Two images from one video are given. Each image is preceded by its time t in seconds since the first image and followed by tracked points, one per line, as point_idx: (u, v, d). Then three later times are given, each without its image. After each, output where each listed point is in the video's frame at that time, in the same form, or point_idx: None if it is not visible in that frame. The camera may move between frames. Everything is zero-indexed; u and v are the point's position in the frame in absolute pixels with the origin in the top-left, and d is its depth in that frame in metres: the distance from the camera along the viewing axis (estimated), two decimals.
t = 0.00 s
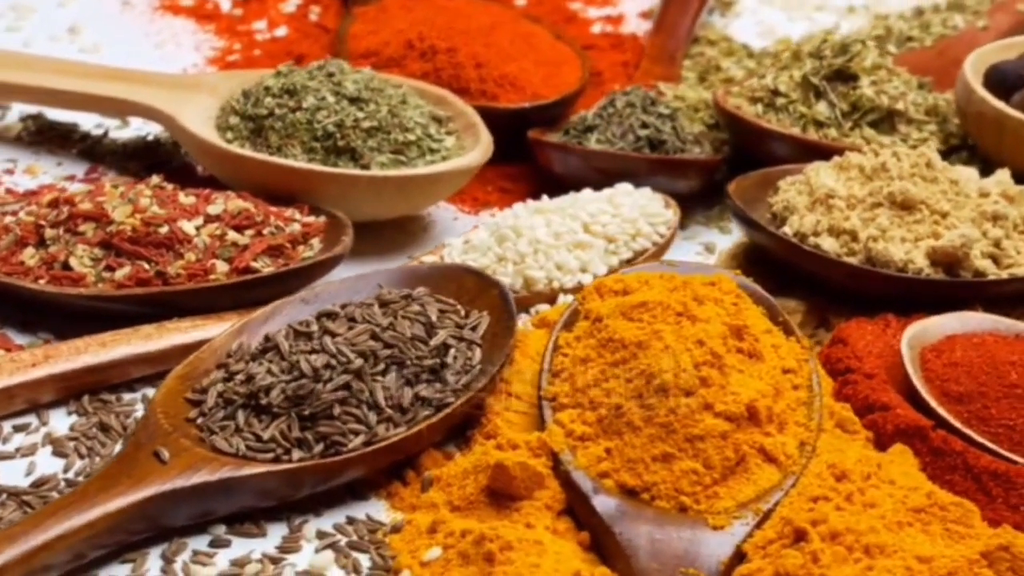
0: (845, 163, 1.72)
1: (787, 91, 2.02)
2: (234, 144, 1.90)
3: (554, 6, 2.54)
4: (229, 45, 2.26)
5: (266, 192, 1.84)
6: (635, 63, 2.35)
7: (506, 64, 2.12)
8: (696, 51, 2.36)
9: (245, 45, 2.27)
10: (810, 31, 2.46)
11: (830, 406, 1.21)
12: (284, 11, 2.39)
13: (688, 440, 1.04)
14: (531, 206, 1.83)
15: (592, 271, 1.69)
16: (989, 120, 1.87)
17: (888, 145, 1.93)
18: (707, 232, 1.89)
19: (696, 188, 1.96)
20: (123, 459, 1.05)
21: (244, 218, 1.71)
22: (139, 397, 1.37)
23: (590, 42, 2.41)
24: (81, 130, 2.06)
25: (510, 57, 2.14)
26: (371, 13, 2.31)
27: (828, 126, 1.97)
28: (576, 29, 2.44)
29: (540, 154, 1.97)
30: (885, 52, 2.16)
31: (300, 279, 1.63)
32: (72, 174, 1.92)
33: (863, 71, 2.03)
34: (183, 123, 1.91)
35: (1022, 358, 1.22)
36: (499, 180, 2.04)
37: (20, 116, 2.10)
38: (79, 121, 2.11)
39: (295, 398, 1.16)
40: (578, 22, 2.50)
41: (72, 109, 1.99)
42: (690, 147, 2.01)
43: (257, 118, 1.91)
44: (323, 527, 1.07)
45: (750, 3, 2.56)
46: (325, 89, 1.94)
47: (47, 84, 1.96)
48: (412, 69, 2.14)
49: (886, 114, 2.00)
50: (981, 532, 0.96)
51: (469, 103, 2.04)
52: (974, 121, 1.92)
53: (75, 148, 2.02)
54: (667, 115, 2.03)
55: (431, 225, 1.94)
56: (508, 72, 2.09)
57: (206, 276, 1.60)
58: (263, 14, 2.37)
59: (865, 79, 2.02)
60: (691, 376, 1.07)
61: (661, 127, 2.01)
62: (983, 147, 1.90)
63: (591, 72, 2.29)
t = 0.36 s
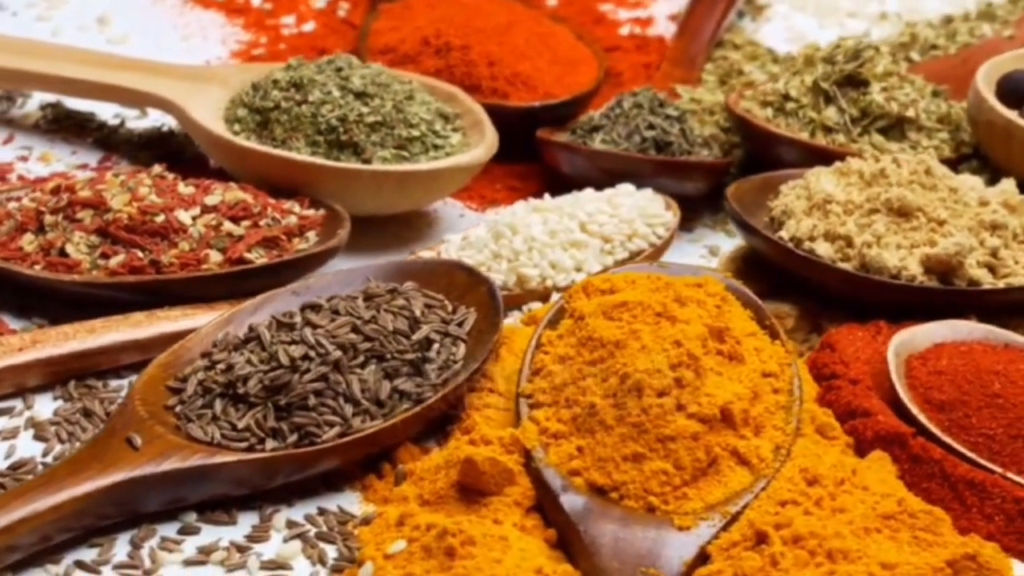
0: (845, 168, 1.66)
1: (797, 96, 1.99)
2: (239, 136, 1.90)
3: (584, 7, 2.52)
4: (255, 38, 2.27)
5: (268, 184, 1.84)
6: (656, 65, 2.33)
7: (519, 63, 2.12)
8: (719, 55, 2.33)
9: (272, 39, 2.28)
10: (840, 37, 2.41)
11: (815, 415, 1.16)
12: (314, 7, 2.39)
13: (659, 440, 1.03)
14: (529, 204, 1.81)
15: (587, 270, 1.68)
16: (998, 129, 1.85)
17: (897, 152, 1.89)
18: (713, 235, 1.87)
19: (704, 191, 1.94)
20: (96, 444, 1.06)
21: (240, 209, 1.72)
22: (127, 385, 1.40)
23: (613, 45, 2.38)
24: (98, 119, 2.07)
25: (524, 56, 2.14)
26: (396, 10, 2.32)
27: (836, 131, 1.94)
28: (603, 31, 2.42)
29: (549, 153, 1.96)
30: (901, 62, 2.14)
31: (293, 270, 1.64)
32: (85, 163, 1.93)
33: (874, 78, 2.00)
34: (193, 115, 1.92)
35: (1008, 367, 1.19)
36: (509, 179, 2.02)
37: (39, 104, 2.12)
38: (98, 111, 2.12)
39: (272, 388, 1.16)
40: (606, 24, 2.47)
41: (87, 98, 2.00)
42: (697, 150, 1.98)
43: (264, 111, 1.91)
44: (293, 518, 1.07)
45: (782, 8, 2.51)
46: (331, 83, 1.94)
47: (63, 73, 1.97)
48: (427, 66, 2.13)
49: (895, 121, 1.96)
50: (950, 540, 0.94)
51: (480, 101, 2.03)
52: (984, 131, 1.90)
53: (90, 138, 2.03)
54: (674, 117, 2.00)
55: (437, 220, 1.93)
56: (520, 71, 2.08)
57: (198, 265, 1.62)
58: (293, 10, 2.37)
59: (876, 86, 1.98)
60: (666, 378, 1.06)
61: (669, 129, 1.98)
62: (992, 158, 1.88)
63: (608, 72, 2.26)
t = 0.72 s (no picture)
0: (845, 173, 1.62)
1: (807, 100, 1.96)
2: (246, 128, 1.91)
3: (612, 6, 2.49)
4: (282, 33, 2.25)
5: (272, 177, 1.85)
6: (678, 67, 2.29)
7: (532, 62, 2.10)
8: (743, 57, 2.27)
9: (298, 34, 2.26)
10: (868, 42, 2.36)
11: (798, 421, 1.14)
12: (344, 4, 2.37)
13: (632, 440, 1.02)
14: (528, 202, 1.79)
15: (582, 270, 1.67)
16: (1006, 138, 1.81)
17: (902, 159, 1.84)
18: (719, 239, 1.85)
19: (711, 194, 1.92)
20: (72, 431, 1.07)
21: (238, 200, 1.73)
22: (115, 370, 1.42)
23: (636, 45, 2.35)
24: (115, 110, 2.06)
25: (538, 55, 2.12)
26: (420, 8, 2.30)
27: (844, 137, 1.90)
28: (630, 31, 2.38)
29: (556, 152, 1.94)
30: (916, 69, 2.09)
31: (287, 262, 1.65)
32: (98, 152, 1.94)
33: (884, 84, 1.95)
34: (204, 107, 1.92)
35: (992, 376, 1.16)
36: (519, 177, 2.00)
37: (60, 93, 2.11)
38: (117, 101, 2.11)
39: (251, 378, 1.17)
40: (634, 25, 2.43)
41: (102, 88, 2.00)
42: (705, 152, 1.95)
43: (271, 104, 1.91)
44: (266, 507, 1.07)
45: (813, 13, 2.46)
46: (338, 78, 1.94)
47: (79, 62, 1.97)
48: (442, 63, 2.12)
49: (905, 127, 1.91)
50: (918, 546, 0.93)
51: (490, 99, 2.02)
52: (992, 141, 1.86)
53: (107, 127, 2.03)
54: (682, 119, 1.97)
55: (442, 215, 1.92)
56: (533, 70, 2.07)
57: (192, 255, 1.64)
58: (323, 6, 2.35)
59: (886, 92, 1.94)
60: (641, 377, 1.05)
61: (676, 131, 1.96)
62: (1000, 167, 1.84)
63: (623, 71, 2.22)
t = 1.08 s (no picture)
0: (844, 178, 1.58)
1: (816, 105, 1.93)
2: (254, 122, 1.91)
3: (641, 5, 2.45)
4: (309, 28, 2.25)
5: (278, 170, 1.85)
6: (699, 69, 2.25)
7: (546, 61, 2.07)
8: (765, 62, 2.21)
9: (326, 30, 2.26)
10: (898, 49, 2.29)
11: (780, 423, 1.12)
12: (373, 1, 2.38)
13: (603, 439, 1.01)
14: (528, 201, 1.77)
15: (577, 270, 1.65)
16: (1013, 147, 1.77)
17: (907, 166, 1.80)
18: (724, 243, 1.83)
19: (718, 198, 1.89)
20: (48, 417, 1.08)
21: (238, 192, 1.74)
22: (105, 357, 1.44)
23: (660, 47, 2.31)
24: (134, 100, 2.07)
25: (552, 54, 2.09)
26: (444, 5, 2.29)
27: (851, 143, 1.87)
28: (656, 34, 2.35)
29: (564, 152, 1.91)
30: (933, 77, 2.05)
31: (282, 254, 1.66)
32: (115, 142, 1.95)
33: (894, 90, 1.91)
34: (215, 99, 1.92)
35: (975, 385, 1.13)
36: (529, 176, 1.98)
37: (81, 84, 2.12)
38: (137, 92, 2.12)
39: (232, 367, 1.17)
40: (662, 28, 2.39)
41: (120, 78, 2.01)
42: (712, 155, 1.91)
43: (280, 98, 1.91)
44: (240, 497, 1.08)
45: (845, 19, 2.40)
46: (346, 73, 1.93)
47: (96, 52, 1.98)
48: (457, 61, 2.11)
49: (913, 134, 1.87)
50: (885, 555, 0.92)
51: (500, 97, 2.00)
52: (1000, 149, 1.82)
53: (124, 118, 2.03)
54: (690, 121, 1.94)
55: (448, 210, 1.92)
56: (545, 69, 2.04)
57: (188, 245, 1.65)
58: (352, 3, 2.36)
59: (895, 99, 1.90)
60: (617, 376, 1.04)
61: (682, 133, 1.92)
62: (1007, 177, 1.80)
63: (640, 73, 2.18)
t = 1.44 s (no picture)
0: (843, 184, 1.52)
1: (825, 111, 1.90)
2: (262, 115, 1.90)
3: (671, 6, 2.42)
4: (338, 23, 2.25)
5: (284, 163, 1.85)
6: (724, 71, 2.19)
7: (560, 61, 2.05)
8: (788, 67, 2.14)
9: (354, 25, 2.25)
10: (930, 57, 2.21)
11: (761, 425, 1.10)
12: None
13: (573, 437, 1.00)
14: (528, 200, 1.75)
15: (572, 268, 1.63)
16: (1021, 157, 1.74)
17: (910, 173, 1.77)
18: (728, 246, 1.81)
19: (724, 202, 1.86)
20: (27, 399, 1.11)
21: (238, 182, 1.75)
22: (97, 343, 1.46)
23: (686, 49, 2.26)
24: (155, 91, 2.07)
25: (566, 54, 2.07)
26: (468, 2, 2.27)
27: (857, 149, 1.84)
28: (685, 38, 2.29)
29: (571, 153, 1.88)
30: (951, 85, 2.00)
31: (278, 245, 1.66)
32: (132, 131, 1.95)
33: (905, 97, 1.87)
34: (228, 92, 1.92)
35: (956, 394, 1.08)
36: (539, 176, 1.95)
37: (105, 74, 2.13)
38: (160, 84, 2.12)
39: (212, 356, 1.18)
40: (691, 31, 2.34)
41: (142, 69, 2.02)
42: (719, 158, 1.88)
43: (289, 91, 1.91)
44: (214, 485, 1.08)
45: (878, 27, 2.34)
46: (355, 68, 1.92)
47: (117, 43, 1.99)
48: (473, 58, 2.09)
49: (921, 142, 1.83)
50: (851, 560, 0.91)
51: (510, 95, 1.98)
52: (1007, 158, 1.78)
53: (143, 108, 2.04)
54: (698, 123, 1.91)
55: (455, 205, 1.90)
56: (558, 69, 2.02)
57: (184, 235, 1.66)
58: None
59: (904, 106, 1.86)
60: (590, 374, 1.03)
61: (689, 135, 1.89)
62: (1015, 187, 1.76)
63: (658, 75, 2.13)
